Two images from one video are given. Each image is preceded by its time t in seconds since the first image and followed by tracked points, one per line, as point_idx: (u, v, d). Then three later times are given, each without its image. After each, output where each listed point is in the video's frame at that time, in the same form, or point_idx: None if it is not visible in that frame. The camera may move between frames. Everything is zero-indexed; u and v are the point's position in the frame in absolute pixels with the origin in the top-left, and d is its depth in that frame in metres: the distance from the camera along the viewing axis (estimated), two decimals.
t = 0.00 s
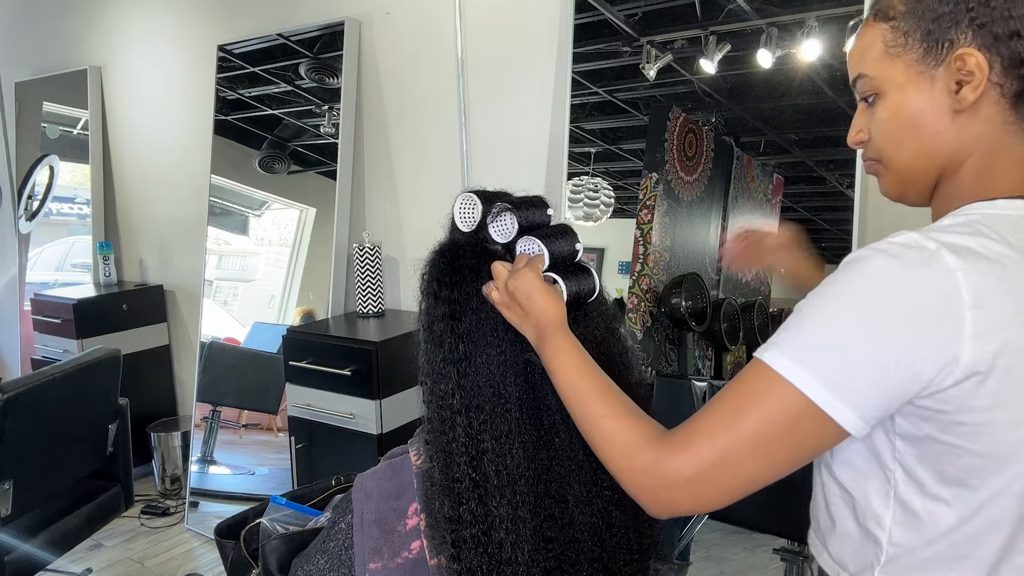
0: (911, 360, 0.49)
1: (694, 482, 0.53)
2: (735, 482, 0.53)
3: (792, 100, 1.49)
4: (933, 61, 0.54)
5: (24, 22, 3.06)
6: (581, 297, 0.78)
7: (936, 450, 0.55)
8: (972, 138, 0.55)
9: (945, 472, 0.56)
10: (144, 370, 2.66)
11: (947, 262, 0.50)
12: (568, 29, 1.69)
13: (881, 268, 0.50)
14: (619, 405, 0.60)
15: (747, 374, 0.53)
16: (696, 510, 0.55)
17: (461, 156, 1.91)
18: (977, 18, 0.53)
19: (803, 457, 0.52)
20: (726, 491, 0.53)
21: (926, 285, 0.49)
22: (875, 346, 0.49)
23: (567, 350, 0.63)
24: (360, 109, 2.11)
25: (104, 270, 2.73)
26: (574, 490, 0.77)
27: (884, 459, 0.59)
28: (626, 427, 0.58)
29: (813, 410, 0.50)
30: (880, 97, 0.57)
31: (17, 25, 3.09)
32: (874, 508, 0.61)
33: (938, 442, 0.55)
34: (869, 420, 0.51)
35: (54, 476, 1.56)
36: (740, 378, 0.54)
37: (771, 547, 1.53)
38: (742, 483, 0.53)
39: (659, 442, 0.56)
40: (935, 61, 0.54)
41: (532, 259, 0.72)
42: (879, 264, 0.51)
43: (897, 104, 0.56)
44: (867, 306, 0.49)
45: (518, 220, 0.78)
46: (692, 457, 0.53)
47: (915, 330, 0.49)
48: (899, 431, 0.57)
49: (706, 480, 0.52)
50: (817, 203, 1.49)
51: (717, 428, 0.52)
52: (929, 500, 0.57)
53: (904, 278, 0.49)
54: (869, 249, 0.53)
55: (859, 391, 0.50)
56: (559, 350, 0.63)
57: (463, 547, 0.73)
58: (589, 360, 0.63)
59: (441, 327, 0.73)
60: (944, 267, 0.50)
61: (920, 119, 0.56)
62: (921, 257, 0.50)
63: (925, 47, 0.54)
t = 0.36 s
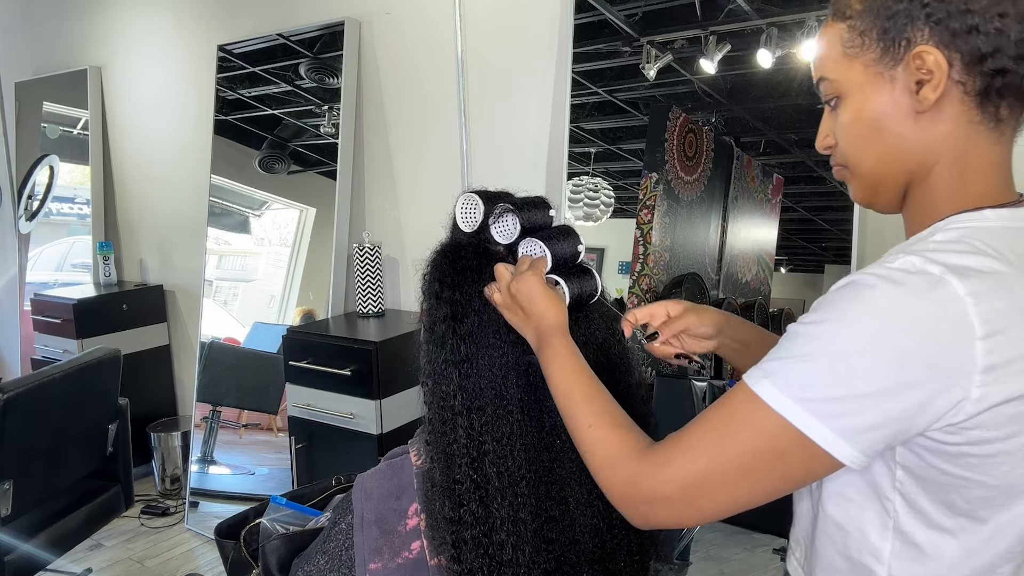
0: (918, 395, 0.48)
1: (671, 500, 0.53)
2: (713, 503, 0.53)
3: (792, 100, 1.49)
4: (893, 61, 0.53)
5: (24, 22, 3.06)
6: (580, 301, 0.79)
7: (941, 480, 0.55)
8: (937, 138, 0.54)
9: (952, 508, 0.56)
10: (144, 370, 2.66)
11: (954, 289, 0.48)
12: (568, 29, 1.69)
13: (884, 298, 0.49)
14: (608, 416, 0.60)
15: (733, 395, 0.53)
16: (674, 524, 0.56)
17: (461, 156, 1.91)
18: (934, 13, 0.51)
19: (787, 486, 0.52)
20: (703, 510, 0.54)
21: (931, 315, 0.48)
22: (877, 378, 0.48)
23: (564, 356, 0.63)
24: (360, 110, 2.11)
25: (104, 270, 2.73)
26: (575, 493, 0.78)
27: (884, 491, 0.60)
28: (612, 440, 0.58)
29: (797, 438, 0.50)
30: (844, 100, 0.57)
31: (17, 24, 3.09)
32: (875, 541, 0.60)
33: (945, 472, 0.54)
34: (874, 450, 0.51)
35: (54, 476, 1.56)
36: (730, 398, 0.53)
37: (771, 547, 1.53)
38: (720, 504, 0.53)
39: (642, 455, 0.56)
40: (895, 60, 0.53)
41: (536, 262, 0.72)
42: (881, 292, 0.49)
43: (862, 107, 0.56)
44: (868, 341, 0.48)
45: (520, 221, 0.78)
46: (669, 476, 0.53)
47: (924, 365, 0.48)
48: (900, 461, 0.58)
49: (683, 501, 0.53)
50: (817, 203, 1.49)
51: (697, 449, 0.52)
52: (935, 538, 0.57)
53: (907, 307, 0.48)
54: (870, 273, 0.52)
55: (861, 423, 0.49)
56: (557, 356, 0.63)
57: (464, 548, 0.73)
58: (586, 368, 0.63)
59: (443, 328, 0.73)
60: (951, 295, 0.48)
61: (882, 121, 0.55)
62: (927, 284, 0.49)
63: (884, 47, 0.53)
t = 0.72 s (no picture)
0: (874, 397, 0.49)
1: (639, 505, 0.54)
2: (680, 510, 0.53)
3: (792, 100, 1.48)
4: (839, 60, 0.56)
5: (23, 21, 3.06)
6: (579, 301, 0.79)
7: (903, 485, 0.55)
8: (884, 133, 0.56)
9: (913, 515, 0.55)
10: (143, 370, 2.66)
11: (907, 288, 0.49)
12: (568, 28, 1.69)
13: (840, 298, 0.49)
14: (587, 420, 0.60)
15: (696, 401, 0.53)
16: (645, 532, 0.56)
17: (461, 156, 1.91)
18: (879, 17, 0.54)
19: (749, 490, 0.52)
20: (672, 517, 0.54)
21: (883, 314, 0.48)
22: (831, 380, 0.48)
23: (556, 357, 0.63)
24: (360, 110, 2.11)
25: (104, 270, 2.73)
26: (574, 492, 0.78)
27: (846, 498, 0.59)
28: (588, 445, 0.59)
29: (758, 442, 0.50)
30: (799, 103, 0.60)
31: (17, 24, 3.09)
32: (838, 547, 0.61)
33: (903, 476, 0.54)
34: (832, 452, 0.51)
35: (53, 476, 1.56)
36: (695, 401, 0.53)
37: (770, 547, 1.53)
38: (687, 511, 0.53)
39: (615, 460, 0.56)
40: (840, 60, 0.56)
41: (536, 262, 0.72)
42: (835, 295, 0.50)
43: (813, 107, 0.59)
44: (825, 341, 0.49)
45: (519, 221, 0.78)
46: (637, 482, 0.53)
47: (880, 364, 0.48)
48: (859, 466, 0.57)
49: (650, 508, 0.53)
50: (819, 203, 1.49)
51: (663, 455, 0.52)
52: (896, 544, 0.57)
53: (860, 308, 0.48)
54: (830, 274, 0.52)
55: (819, 425, 0.49)
56: (549, 358, 0.63)
57: (464, 547, 0.73)
58: (575, 370, 0.63)
59: (443, 327, 0.73)
60: (903, 294, 0.48)
61: (829, 119, 0.58)
62: (880, 282, 0.49)
63: (830, 49, 0.57)
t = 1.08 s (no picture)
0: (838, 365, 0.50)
1: (625, 504, 0.54)
2: (667, 506, 0.53)
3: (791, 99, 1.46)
4: (823, 91, 0.64)
5: (24, 21, 3.06)
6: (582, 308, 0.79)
7: (871, 463, 0.56)
8: (858, 148, 0.61)
9: (883, 497, 0.56)
10: (143, 370, 2.65)
11: (864, 258, 0.51)
12: (568, 28, 1.71)
13: (798, 269, 0.52)
14: (577, 420, 0.61)
15: (676, 393, 0.53)
16: (634, 533, 0.56)
17: (461, 156, 1.91)
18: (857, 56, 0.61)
19: (730, 482, 0.52)
20: (658, 515, 0.54)
21: (842, 285, 0.50)
22: (796, 350, 0.50)
23: (552, 358, 0.64)
24: (360, 110, 2.11)
25: (104, 270, 2.73)
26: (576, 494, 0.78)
27: (818, 485, 0.60)
28: (579, 445, 0.60)
29: (735, 432, 0.51)
30: (789, 130, 0.68)
31: (18, 24, 3.09)
32: (819, 535, 0.61)
33: (871, 454, 0.55)
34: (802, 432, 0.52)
35: (54, 476, 1.56)
36: (674, 396, 0.54)
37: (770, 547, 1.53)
38: (672, 507, 0.53)
39: (603, 460, 0.57)
40: (824, 91, 0.64)
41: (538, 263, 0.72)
42: (795, 272, 0.52)
43: (799, 131, 0.66)
44: (783, 310, 0.51)
45: (522, 222, 0.78)
46: (622, 479, 0.54)
47: (838, 329, 0.50)
48: (829, 451, 0.58)
49: (636, 505, 0.53)
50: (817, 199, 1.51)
51: (645, 452, 0.53)
52: (868, 526, 0.58)
53: (818, 279, 0.51)
54: (793, 255, 0.54)
55: (787, 398, 0.50)
56: (547, 360, 0.64)
57: (465, 547, 0.73)
58: (571, 371, 0.63)
59: (444, 328, 0.73)
60: (861, 263, 0.51)
61: (810, 139, 0.64)
62: (836, 255, 0.52)
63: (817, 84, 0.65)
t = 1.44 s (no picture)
0: (831, 335, 0.51)
1: (632, 496, 0.53)
2: (673, 497, 0.53)
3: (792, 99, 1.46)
4: (811, 113, 0.67)
5: (24, 21, 3.05)
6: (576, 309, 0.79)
7: (870, 435, 0.56)
8: (846, 166, 0.63)
9: (884, 471, 0.57)
10: (143, 371, 2.65)
11: (850, 238, 0.54)
12: (568, 29, 1.71)
13: (786, 251, 0.54)
14: (577, 415, 0.61)
15: (678, 380, 0.54)
16: (642, 526, 0.55)
17: (461, 156, 1.91)
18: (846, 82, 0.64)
19: (735, 466, 0.52)
20: (666, 506, 0.53)
21: (830, 262, 0.52)
22: (789, 321, 0.51)
23: (549, 357, 0.64)
24: (360, 111, 2.11)
25: (104, 270, 2.73)
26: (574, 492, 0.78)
27: (820, 462, 0.61)
28: (581, 440, 0.59)
29: (738, 415, 0.51)
30: (777, 151, 0.70)
31: (18, 25, 3.08)
32: (823, 518, 0.62)
33: (870, 428, 0.56)
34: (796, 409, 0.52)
35: (53, 476, 1.56)
36: (675, 384, 0.54)
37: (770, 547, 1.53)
38: (680, 495, 0.53)
39: (607, 456, 0.56)
40: (812, 113, 0.67)
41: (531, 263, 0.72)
42: (785, 254, 0.54)
43: (787, 151, 0.68)
44: (776, 287, 0.52)
45: (514, 221, 0.78)
46: (628, 472, 0.53)
47: (829, 304, 0.51)
48: (829, 429, 0.59)
49: (643, 497, 0.53)
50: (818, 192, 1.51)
51: (650, 440, 0.52)
52: (868, 502, 0.58)
53: (806, 258, 0.53)
54: (785, 240, 0.56)
55: (781, 370, 0.51)
56: (545, 358, 0.63)
57: (464, 548, 0.73)
58: (569, 371, 0.63)
59: (440, 329, 0.73)
60: (847, 243, 0.53)
61: (797, 158, 0.66)
62: (824, 237, 0.54)
63: (806, 108, 0.68)
